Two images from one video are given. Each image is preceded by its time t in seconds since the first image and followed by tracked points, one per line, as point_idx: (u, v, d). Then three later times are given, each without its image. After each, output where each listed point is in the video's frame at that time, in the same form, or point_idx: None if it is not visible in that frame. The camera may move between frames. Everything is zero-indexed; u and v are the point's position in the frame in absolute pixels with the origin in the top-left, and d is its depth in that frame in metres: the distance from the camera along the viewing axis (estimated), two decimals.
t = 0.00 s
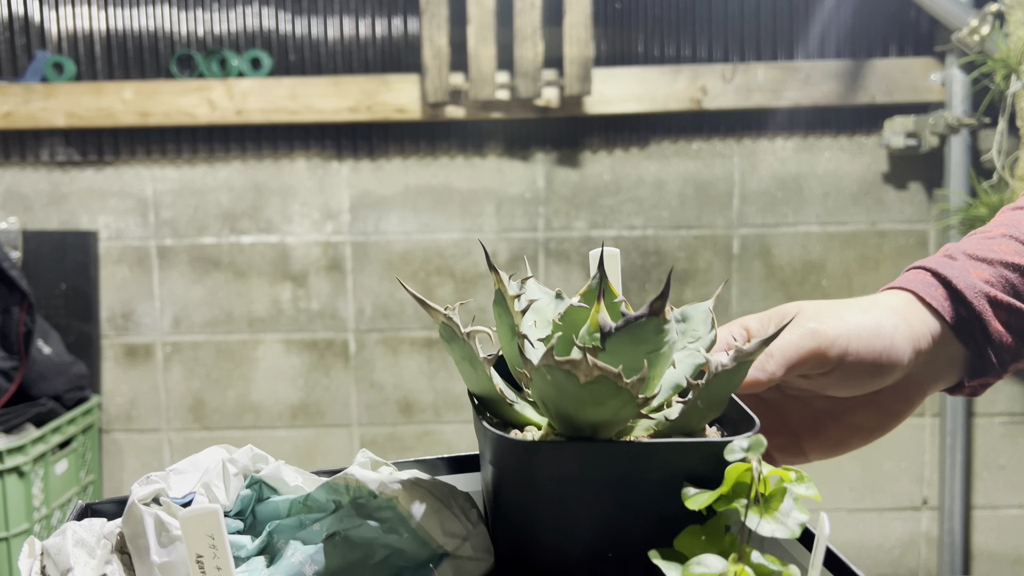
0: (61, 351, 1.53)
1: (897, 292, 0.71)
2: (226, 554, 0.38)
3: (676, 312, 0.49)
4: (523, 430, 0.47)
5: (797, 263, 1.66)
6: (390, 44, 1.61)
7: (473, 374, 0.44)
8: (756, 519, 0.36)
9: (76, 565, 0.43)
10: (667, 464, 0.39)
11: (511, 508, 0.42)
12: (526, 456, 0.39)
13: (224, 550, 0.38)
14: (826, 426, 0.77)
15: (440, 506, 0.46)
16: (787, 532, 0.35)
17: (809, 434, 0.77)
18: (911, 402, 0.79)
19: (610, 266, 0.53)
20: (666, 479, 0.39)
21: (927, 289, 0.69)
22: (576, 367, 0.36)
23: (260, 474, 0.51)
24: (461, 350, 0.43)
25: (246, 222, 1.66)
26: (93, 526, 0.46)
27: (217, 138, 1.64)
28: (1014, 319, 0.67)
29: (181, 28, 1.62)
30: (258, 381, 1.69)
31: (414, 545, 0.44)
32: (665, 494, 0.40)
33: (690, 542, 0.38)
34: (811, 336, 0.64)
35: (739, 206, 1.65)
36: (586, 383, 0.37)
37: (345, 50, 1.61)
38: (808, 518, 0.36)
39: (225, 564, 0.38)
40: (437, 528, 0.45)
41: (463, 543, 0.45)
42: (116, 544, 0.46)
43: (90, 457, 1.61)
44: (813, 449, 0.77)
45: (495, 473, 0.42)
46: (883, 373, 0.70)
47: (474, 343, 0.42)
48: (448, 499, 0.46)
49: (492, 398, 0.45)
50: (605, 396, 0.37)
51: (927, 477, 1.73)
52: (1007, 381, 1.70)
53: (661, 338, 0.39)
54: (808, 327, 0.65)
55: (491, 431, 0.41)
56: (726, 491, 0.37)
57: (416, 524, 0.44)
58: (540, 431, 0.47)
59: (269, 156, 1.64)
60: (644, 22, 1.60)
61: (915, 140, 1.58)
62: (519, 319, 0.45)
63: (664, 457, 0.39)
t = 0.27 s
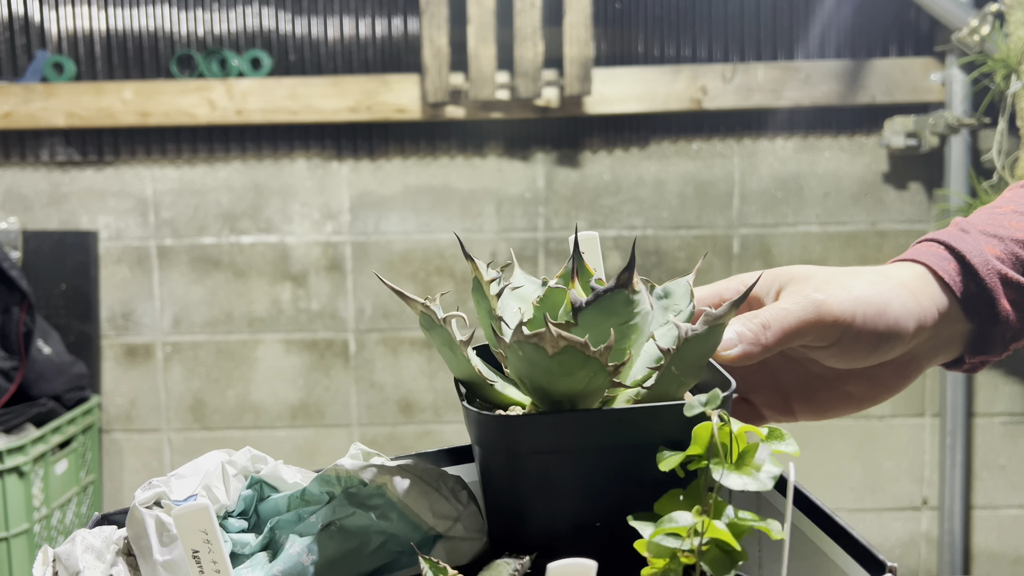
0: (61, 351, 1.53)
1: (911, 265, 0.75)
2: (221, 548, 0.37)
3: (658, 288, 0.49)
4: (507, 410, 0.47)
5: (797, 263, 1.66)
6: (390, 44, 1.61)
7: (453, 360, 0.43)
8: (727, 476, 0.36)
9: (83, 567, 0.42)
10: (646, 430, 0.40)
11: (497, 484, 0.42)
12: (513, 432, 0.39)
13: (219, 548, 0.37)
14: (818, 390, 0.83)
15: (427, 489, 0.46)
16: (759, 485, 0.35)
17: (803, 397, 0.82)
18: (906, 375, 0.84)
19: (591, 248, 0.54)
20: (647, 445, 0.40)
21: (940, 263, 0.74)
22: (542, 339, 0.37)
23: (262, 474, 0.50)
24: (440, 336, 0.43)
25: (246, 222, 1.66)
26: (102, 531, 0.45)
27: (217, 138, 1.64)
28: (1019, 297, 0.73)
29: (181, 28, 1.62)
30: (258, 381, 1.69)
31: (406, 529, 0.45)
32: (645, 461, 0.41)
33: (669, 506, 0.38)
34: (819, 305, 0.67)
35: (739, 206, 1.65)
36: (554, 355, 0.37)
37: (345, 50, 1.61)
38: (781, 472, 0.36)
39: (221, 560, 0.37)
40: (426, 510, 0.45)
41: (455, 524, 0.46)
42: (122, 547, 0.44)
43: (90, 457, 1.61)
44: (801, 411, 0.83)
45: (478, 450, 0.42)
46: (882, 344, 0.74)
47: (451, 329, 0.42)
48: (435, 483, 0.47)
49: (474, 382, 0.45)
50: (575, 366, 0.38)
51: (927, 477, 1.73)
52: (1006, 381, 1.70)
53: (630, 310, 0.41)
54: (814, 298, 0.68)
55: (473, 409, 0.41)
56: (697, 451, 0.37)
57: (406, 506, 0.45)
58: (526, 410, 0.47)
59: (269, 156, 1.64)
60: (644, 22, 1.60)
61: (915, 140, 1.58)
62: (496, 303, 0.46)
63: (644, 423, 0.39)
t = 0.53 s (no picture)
0: (61, 351, 1.53)
1: (949, 268, 0.75)
2: (211, 525, 0.37)
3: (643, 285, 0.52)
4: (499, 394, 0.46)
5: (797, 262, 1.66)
6: (390, 43, 1.61)
7: (446, 343, 0.44)
8: (718, 452, 0.37)
9: (69, 544, 0.45)
10: (631, 410, 0.41)
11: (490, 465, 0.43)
12: (503, 410, 0.41)
13: (210, 525, 0.37)
14: (848, 383, 0.83)
15: (417, 473, 0.47)
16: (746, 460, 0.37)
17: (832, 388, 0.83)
18: (937, 372, 0.85)
19: (578, 246, 0.54)
20: (633, 426, 0.42)
21: (978, 265, 0.74)
22: (538, 318, 0.39)
23: (248, 457, 0.53)
24: (434, 320, 0.44)
25: (246, 222, 1.66)
26: (87, 510, 0.48)
27: (217, 138, 1.64)
28: None
29: (181, 28, 1.62)
30: (258, 381, 1.69)
31: (396, 510, 0.46)
32: (631, 442, 0.42)
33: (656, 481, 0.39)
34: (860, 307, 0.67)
35: (739, 206, 1.65)
36: (550, 333, 0.39)
37: (345, 50, 1.61)
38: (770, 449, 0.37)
39: (210, 535, 0.37)
40: (417, 492, 0.46)
41: (444, 506, 0.46)
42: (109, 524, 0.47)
43: (90, 456, 1.61)
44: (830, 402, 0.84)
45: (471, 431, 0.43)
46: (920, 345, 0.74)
47: (446, 311, 0.43)
48: (426, 468, 0.48)
49: (466, 366, 0.44)
50: (569, 345, 0.39)
51: (927, 477, 1.73)
52: (1006, 381, 1.70)
53: (621, 296, 0.43)
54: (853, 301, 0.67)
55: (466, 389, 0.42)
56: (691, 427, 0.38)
57: (397, 486, 0.46)
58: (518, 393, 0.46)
59: (269, 156, 1.64)
60: (644, 22, 1.60)
61: (915, 140, 1.58)
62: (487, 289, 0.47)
63: (629, 403, 0.41)
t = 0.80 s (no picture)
0: (61, 351, 1.53)
1: (912, 242, 0.75)
2: (197, 520, 0.33)
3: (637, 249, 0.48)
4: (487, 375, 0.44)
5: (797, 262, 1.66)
6: (390, 43, 1.61)
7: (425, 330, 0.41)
8: (713, 434, 0.34)
9: (55, 539, 0.43)
10: (630, 386, 0.38)
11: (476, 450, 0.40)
12: (488, 393, 0.37)
13: (194, 517, 0.33)
14: (808, 357, 0.84)
15: (403, 454, 0.44)
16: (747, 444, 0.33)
17: (793, 362, 0.84)
18: (897, 350, 0.85)
19: (569, 213, 0.50)
20: (631, 403, 0.38)
21: (941, 241, 0.74)
22: (519, 301, 0.36)
23: (237, 445, 0.50)
24: (415, 303, 0.41)
25: (246, 222, 1.66)
26: (76, 504, 0.46)
27: (217, 138, 1.64)
28: (1016, 277, 0.73)
29: (181, 28, 1.62)
30: (258, 381, 1.69)
31: (385, 497, 0.43)
32: (630, 422, 0.39)
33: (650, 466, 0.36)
34: (819, 272, 0.68)
35: (739, 206, 1.65)
36: (531, 315, 0.36)
37: (345, 50, 1.61)
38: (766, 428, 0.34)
39: (196, 530, 0.33)
40: (406, 478, 0.43)
41: (434, 491, 0.44)
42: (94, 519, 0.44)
43: (90, 456, 1.61)
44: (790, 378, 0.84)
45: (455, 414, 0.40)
46: (880, 318, 0.75)
47: (424, 293, 0.40)
48: (415, 449, 0.45)
49: (451, 350, 0.42)
50: (552, 326, 0.36)
51: (927, 477, 1.73)
52: (1006, 381, 1.70)
53: (610, 271, 0.39)
54: (815, 265, 0.69)
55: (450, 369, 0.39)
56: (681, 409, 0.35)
57: (383, 472, 0.43)
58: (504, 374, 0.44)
59: (269, 156, 1.64)
60: (644, 22, 1.60)
61: (915, 140, 1.58)
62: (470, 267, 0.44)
63: (627, 380, 0.38)
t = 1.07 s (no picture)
0: (61, 351, 1.53)
1: (920, 236, 0.73)
2: (203, 520, 0.31)
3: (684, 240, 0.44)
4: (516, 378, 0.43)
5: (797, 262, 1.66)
6: (390, 43, 1.60)
7: (455, 326, 0.39)
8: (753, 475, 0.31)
9: (54, 528, 0.38)
10: (671, 412, 0.34)
11: (494, 463, 0.38)
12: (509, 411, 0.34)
13: (200, 517, 0.31)
14: (807, 351, 0.82)
15: (424, 458, 0.42)
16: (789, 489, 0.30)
17: (791, 357, 0.82)
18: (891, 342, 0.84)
19: (616, 192, 0.46)
20: (671, 429, 0.35)
21: (946, 234, 0.72)
22: (558, 319, 0.32)
23: (247, 428, 0.46)
24: (443, 298, 0.39)
25: (246, 222, 1.66)
26: (76, 484, 0.41)
27: (217, 138, 1.63)
28: (1017, 272, 0.73)
29: (181, 28, 1.62)
30: (257, 381, 1.69)
31: (400, 498, 0.41)
32: (669, 447, 0.35)
33: (690, 493, 0.33)
34: (843, 281, 0.64)
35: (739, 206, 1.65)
36: (571, 336, 0.33)
37: (345, 50, 1.61)
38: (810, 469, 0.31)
39: (202, 531, 0.31)
40: (422, 480, 0.41)
41: (450, 495, 0.41)
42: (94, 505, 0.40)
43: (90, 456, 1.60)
44: (783, 369, 0.83)
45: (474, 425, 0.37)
46: (890, 320, 0.73)
47: (456, 290, 0.38)
48: (433, 451, 0.43)
49: (480, 350, 0.41)
50: (593, 348, 0.33)
51: (928, 477, 1.72)
52: (1007, 381, 1.69)
53: (661, 281, 0.34)
54: (839, 272, 0.64)
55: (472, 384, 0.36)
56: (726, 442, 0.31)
57: (398, 475, 0.41)
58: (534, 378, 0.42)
59: (269, 155, 1.64)
60: (644, 21, 1.60)
61: (916, 140, 1.57)
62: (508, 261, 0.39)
63: (666, 406, 0.34)
